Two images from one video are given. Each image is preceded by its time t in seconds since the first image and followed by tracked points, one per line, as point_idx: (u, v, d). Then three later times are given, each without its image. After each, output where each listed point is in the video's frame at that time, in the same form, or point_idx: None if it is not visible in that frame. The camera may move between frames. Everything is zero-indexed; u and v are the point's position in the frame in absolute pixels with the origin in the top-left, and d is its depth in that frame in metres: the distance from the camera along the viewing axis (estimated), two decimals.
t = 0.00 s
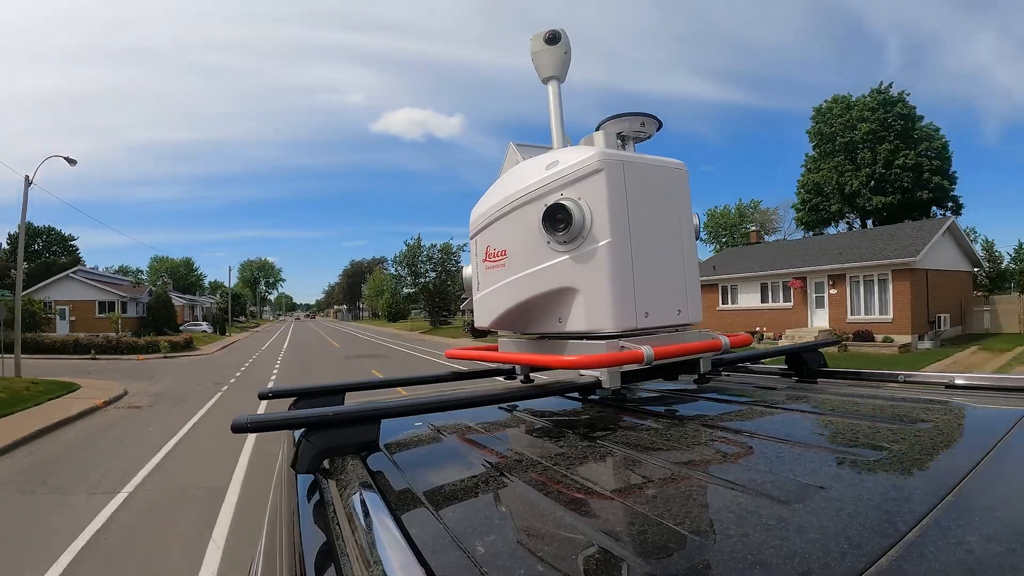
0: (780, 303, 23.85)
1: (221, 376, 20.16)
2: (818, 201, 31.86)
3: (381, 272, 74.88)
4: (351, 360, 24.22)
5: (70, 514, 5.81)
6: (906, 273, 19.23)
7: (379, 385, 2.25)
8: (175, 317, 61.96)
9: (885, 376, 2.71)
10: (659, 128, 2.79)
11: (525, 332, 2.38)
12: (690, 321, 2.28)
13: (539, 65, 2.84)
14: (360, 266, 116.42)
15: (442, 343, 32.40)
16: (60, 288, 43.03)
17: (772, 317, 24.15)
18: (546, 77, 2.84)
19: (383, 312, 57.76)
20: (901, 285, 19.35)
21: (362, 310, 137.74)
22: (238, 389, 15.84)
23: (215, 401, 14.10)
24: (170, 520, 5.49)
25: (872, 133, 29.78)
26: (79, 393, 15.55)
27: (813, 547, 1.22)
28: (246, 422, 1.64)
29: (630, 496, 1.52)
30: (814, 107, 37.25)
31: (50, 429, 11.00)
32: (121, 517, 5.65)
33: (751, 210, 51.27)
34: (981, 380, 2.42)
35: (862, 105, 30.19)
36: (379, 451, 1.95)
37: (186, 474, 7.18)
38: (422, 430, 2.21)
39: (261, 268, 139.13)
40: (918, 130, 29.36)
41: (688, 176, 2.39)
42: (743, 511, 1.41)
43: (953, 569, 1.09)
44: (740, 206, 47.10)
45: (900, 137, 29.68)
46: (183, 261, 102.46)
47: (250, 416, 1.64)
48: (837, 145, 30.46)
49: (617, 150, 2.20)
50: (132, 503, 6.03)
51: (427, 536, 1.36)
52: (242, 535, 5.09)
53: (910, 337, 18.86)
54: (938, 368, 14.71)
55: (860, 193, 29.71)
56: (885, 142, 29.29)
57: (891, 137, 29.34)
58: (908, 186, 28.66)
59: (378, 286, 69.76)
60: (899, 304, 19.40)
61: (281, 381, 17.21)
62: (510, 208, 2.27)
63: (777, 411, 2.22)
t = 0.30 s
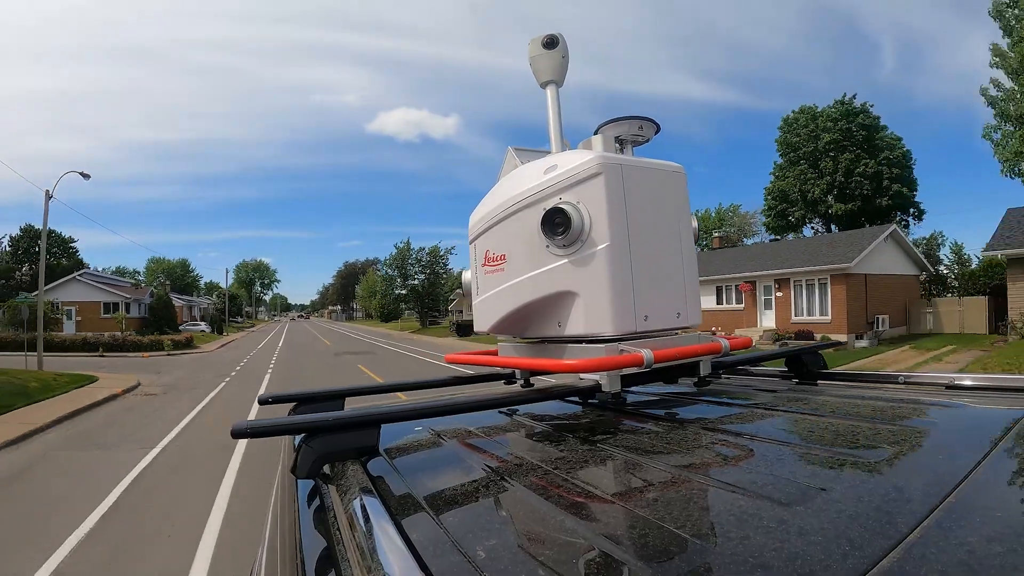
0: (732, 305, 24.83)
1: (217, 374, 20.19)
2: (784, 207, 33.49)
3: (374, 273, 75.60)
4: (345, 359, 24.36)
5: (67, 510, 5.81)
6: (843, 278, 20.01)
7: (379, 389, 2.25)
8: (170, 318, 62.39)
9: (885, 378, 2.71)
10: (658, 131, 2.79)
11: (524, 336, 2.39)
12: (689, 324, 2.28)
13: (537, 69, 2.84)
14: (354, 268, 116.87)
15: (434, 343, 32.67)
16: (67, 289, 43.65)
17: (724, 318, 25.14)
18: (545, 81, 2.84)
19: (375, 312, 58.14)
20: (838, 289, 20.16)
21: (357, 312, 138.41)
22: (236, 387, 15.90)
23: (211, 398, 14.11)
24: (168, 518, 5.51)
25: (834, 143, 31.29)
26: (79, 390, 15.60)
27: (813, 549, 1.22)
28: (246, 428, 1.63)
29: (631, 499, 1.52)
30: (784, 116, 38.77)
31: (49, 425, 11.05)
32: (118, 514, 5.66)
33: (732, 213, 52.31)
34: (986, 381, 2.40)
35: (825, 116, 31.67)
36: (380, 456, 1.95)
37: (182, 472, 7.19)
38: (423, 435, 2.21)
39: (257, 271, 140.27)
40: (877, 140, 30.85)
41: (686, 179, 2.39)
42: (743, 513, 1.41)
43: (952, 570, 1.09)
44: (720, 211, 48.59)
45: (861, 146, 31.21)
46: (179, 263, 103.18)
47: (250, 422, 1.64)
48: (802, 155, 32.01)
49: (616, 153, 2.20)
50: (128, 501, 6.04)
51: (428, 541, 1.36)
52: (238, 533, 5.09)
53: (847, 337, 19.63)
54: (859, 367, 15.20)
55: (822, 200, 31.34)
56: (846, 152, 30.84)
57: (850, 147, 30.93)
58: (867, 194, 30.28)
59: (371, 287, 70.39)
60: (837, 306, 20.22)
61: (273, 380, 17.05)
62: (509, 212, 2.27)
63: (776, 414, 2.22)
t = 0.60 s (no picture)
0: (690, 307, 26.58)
1: (215, 372, 20.27)
2: (751, 214, 34.23)
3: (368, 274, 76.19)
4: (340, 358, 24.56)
5: (64, 507, 5.82)
6: (786, 283, 21.88)
7: (377, 389, 2.26)
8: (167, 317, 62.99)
9: (884, 378, 2.71)
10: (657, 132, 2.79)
11: (522, 336, 2.39)
12: (687, 324, 2.28)
13: (536, 69, 2.84)
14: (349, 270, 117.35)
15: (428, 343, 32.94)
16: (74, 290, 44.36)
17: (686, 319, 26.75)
18: (543, 80, 2.84)
19: (368, 313, 58.44)
20: (782, 292, 22.01)
21: (353, 312, 138.86)
22: (233, 387, 15.95)
23: (210, 396, 14.15)
24: (166, 514, 5.52)
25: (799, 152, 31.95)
26: (78, 387, 15.66)
27: (812, 548, 1.22)
28: (244, 427, 1.64)
29: (630, 499, 1.52)
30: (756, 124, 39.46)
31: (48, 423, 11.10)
32: (116, 510, 5.67)
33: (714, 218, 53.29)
34: (986, 381, 2.41)
35: (792, 126, 32.30)
36: (378, 455, 1.95)
37: (179, 468, 7.21)
38: (421, 434, 2.21)
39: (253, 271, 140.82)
40: (841, 149, 31.46)
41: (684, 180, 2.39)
42: (743, 513, 1.41)
43: (952, 569, 1.09)
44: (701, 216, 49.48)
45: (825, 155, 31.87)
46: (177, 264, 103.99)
47: (249, 422, 1.64)
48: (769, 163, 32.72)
49: (614, 154, 2.20)
50: (126, 497, 6.05)
51: (427, 541, 1.36)
52: (235, 530, 5.10)
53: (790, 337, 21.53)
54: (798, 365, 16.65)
55: (786, 208, 32.11)
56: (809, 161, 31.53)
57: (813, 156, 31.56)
58: (829, 201, 30.98)
59: (365, 288, 70.89)
60: (781, 308, 22.13)
61: (268, 379, 17.07)
62: (507, 212, 2.28)
63: (775, 414, 2.22)
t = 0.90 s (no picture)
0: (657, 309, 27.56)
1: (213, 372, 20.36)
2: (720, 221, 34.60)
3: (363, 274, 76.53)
4: (336, 358, 24.76)
5: (61, 509, 5.82)
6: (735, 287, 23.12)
7: (374, 389, 2.26)
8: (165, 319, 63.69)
9: (881, 378, 2.71)
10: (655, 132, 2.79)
11: (520, 336, 2.39)
12: (684, 325, 2.27)
13: (535, 69, 2.84)
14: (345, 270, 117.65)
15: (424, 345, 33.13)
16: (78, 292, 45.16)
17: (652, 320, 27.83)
18: (541, 81, 2.84)
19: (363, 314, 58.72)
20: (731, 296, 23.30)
21: (349, 313, 139.64)
22: (230, 387, 15.98)
23: (207, 396, 14.17)
24: (163, 515, 5.53)
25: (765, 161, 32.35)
26: (76, 388, 15.69)
27: (809, 549, 1.22)
28: (241, 428, 1.63)
29: (626, 500, 1.53)
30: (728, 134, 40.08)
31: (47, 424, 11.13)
32: (113, 512, 5.67)
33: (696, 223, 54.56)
34: (984, 382, 2.42)
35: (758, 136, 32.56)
36: (375, 456, 1.94)
37: (175, 469, 7.22)
38: (418, 435, 2.21)
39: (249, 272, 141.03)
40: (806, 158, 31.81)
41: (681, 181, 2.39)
42: (740, 514, 1.41)
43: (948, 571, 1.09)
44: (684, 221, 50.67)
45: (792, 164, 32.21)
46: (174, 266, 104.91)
47: (246, 423, 1.63)
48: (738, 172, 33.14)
49: (612, 154, 2.20)
50: (122, 499, 6.05)
51: (424, 542, 1.36)
52: (232, 530, 5.11)
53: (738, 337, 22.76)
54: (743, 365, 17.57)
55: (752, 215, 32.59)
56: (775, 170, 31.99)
57: (779, 165, 32.07)
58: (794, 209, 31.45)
59: (360, 289, 71.21)
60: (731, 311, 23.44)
61: (264, 379, 17.10)
62: (504, 213, 2.28)
63: (772, 415, 2.22)
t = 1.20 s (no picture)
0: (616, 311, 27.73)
1: (210, 371, 20.39)
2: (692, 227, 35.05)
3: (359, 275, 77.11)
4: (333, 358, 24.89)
5: (58, 509, 5.82)
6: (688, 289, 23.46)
7: (371, 389, 2.25)
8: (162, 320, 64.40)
9: (878, 378, 2.72)
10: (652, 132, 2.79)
11: (516, 336, 2.39)
12: (682, 325, 2.28)
13: (532, 69, 2.84)
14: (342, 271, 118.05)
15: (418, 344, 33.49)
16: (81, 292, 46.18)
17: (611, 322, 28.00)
18: (539, 81, 2.83)
19: (357, 314, 59.25)
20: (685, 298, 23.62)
21: (345, 314, 140.53)
22: (227, 387, 16.03)
23: (203, 396, 14.19)
24: (161, 514, 5.55)
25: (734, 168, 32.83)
26: (73, 389, 15.74)
27: (806, 549, 1.23)
28: (238, 427, 1.63)
29: (623, 499, 1.53)
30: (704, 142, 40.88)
31: (44, 422, 11.17)
32: (112, 510, 5.70)
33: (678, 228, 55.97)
34: (981, 382, 2.42)
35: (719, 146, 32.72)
36: (372, 456, 1.94)
37: (170, 470, 7.22)
38: (415, 435, 2.21)
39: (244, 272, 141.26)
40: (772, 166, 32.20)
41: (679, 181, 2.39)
42: (736, 513, 1.41)
43: (945, 569, 1.10)
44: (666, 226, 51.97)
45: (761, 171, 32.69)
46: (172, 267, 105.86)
47: (243, 422, 1.63)
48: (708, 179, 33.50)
49: (609, 154, 2.20)
50: (119, 499, 6.06)
51: (421, 542, 1.36)
52: (229, 529, 5.13)
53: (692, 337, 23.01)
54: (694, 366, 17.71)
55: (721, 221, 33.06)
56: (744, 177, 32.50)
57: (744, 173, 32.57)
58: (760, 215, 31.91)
59: (355, 290, 71.76)
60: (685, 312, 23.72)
61: (260, 379, 17.14)
62: (501, 213, 2.28)
63: (768, 415, 2.22)
